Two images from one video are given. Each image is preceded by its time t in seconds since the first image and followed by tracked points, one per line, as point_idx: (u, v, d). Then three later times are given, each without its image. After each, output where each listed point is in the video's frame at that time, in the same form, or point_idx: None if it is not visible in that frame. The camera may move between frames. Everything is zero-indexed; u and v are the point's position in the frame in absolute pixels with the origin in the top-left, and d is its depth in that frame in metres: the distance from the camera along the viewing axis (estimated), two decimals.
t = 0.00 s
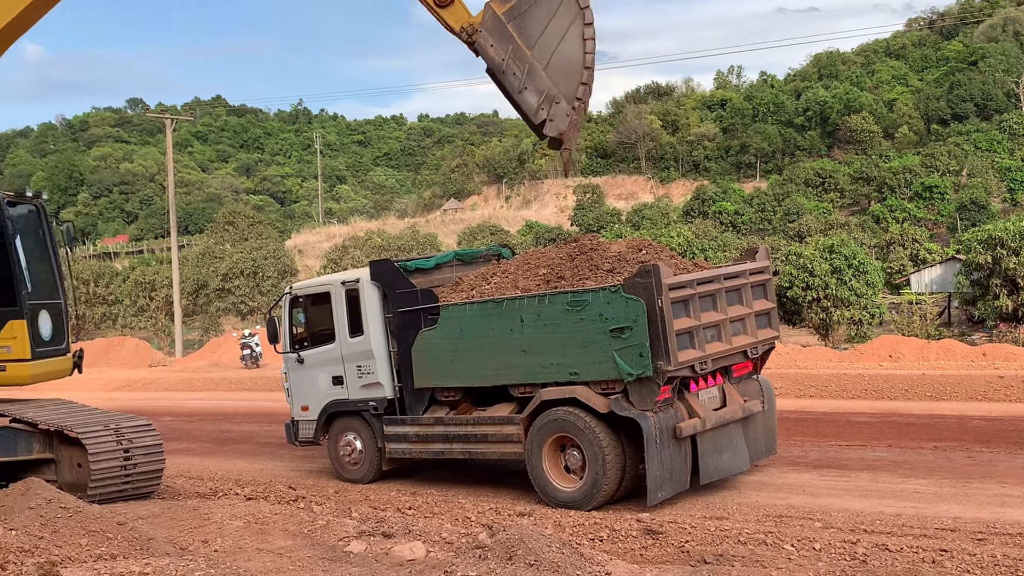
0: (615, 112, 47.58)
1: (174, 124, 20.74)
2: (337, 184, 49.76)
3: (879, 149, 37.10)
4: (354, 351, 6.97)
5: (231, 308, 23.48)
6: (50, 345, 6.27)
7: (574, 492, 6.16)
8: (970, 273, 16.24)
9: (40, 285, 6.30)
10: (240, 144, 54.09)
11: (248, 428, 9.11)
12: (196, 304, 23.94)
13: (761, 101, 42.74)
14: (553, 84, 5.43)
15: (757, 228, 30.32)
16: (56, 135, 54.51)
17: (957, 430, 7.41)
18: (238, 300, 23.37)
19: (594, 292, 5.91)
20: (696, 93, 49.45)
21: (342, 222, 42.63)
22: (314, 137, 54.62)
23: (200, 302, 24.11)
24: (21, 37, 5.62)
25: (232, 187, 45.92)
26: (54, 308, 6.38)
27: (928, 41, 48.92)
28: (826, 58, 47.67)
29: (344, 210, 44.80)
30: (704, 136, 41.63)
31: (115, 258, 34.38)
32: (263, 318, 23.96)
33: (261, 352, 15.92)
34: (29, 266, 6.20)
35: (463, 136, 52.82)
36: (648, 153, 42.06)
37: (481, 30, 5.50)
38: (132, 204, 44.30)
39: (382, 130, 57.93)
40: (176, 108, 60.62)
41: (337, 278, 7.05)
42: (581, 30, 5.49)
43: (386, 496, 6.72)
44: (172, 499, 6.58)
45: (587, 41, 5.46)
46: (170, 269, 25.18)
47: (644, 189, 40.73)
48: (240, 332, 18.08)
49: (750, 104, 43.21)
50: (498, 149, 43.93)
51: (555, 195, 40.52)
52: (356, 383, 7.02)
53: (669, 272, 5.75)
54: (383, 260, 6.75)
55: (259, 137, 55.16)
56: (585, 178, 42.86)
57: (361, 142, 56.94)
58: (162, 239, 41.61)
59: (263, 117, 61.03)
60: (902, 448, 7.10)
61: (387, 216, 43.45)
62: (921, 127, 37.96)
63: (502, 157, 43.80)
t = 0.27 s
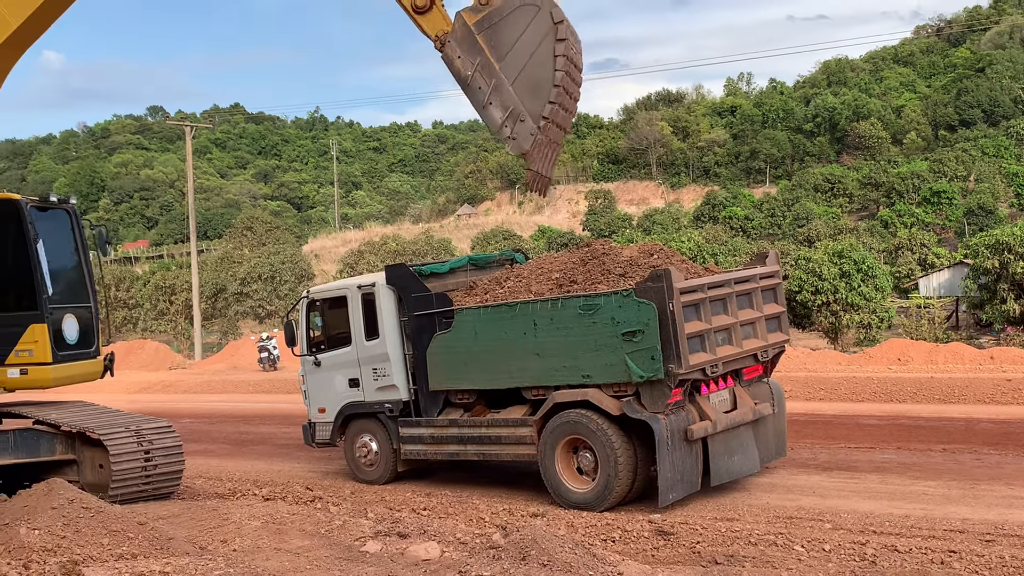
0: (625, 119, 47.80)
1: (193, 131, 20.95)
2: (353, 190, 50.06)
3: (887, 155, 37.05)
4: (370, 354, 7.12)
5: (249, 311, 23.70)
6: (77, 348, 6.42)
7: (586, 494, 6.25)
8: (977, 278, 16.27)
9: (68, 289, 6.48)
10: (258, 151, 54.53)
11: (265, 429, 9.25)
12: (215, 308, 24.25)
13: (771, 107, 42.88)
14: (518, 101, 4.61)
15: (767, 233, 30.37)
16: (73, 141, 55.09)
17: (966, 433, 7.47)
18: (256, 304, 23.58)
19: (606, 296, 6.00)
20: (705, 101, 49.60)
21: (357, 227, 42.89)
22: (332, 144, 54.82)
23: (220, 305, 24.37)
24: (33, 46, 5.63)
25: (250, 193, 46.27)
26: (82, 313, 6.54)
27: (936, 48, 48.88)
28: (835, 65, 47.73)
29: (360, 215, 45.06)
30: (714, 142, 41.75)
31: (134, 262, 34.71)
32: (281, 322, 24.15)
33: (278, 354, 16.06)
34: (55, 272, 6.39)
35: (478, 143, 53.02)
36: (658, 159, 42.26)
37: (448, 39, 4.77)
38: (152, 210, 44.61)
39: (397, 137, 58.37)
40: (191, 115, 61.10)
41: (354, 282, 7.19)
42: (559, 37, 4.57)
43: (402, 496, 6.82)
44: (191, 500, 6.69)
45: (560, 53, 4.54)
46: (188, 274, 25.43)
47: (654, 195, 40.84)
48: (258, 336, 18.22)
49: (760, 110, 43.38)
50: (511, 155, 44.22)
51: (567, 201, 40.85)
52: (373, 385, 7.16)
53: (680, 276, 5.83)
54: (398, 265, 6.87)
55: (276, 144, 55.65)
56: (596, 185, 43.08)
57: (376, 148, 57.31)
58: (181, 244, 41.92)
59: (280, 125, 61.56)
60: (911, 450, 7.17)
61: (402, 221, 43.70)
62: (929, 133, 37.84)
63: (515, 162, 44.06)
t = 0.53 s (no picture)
0: (633, 126, 48.01)
1: (213, 137, 21.27)
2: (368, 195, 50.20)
3: (890, 160, 37.11)
4: (385, 355, 7.30)
5: (266, 313, 24.04)
6: (101, 348, 6.61)
7: (595, 491, 6.40)
8: (979, 281, 16.33)
9: (92, 290, 6.67)
10: (276, 157, 55.04)
11: (280, 428, 9.43)
12: (233, 309, 24.55)
13: (776, 114, 43.00)
14: (462, 125, 4.82)
15: (772, 237, 30.48)
16: (88, 147, 55.57)
17: (968, 432, 7.59)
18: (274, 305, 23.86)
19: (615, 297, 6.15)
20: (712, 107, 49.79)
21: (373, 231, 43.12)
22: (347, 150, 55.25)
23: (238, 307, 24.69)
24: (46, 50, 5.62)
25: (267, 198, 46.67)
26: (108, 312, 6.71)
27: (939, 55, 48.90)
28: (839, 71, 47.81)
29: (375, 219, 45.30)
30: (720, 148, 41.90)
31: (154, 265, 35.03)
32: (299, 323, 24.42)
33: (295, 355, 16.28)
34: (78, 273, 6.58)
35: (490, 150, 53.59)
36: (666, 164, 42.35)
37: (400, 57, 4.98)
38: (174, 214, 44.84)
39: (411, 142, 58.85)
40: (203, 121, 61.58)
41: (369, 284, 7.38)
42: (505, 65, 4.73)
43: (415, 494, 6.99)
44: (211, 496, 6.87)
45: (505, 82, 4.71)
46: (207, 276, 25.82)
47: (662, 200, 40.89)
48: (276, 336, 18.43)
49: (765, 117, 43.52)
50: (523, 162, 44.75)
51: (578, 207, 41.35)
52: (387, 384, 7.35)
53: (687, 278, 5.98)
54: (412, 267, 7.05)
55: (294, 150, 56.11)
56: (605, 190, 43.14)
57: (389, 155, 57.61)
58: (199, 248, 42.15)
59: (298, 131, 62.01)
60: (914, 449, 7.31)
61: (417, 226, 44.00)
62: (931, 139, 37.90)
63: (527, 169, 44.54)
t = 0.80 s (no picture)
0: (636, 134, 48.56)
1: (238, 144, 21.94)
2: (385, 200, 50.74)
3: (878, 167, 37.49)
4: (401, 351, 7.74)
5: (290, 312, 24.84)
6: (133, 345, 7.01)
7: (600, 480, 6.79)
8: (962, 281, 16.71)
9: (126, 290, 7.09)
10: (299, 164, 56.13)
11: (300, 420, 9.88)
12: (260, 309, 25.44)
13: (770, 123, 43.54)
14: (385, 148, 4.81)
15: (766, 240, 30.90)
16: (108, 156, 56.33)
17: (951, 423, 7.98)
18: (297, 305, 24.71)
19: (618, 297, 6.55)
20: (711, 117, 50.47)
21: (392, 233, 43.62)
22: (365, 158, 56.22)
23: (264, 306, 25.54)
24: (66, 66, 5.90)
25: (292, 204, 47.48)
26: (141, 311, 7.10)
27: (922, 68, 49.12)
28: (829, 84, 48.58)
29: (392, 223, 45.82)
30: (717, 156, 42.46)
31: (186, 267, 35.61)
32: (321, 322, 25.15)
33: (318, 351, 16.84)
34: (109, 274, 6.99)
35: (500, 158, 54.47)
36: (666, 171, 42.76)
37: (332, 75, 5.00)
38: (204, 219, 45.31)
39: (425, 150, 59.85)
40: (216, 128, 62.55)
41: (386, 285, 7.82)
42: (429, 91, 4.73)
43: (430, 482, 7.41)
44: (239, 484, 7.30)
45: (426, 107, 4.71)
46: (236, 277, 26.78)
47: (663, 205, 41.19)
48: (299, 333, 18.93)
49: (760, 126, 44.08)
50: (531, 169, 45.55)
51: (582, 211, 41.83)
52: (403, 379, 7.79)
53: (686, 279, 6.37)
54: (427, 269, 7.47)
55: (316, 158, 57.22)
56: (609, 196, 43.51)
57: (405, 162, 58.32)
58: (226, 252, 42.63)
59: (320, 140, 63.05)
60: (901, 439, 7.69)
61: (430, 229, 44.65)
62: (917, 147, 38.35)
63: (534, 175, 45.25)
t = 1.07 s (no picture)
0: (640, 143, 49.21)
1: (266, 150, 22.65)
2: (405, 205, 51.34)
3: (870, 173, 37.72)
4: (419, 347, 8.23)
5: (315, 310, 25.61)
6: (165, 342, 7.45)
7: (606, 469, 7.20)
8: (949, 281, 17.12)
9: (155, 290, 7.49)
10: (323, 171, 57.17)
11: (320, 413, 10.35)
12: (286, 306, 26.18)
13: (767, 133, 43.91)
14: (292, 165, 4.40)
15: (764, 242, 31.19)
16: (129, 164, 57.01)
17: (939, 415, 8.37)
18: (322, 303, 25.50)
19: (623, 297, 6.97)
20: (712, 126, 51.00)
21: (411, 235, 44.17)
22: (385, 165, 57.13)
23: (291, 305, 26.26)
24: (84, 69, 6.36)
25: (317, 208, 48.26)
26: (169, 310, 7.50)
27: (911, 80, 49.32)
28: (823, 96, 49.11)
29: (411, 225, 46.32)
30: (717, 163, 42.91)
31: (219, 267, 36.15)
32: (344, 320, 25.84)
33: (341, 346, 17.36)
34: (139, 276, 7.39)
35: (513, 165, 55.24)
36: (669, 178, 43.10)
37: (252, 86, 4.63)
38: (234, 222, 45.56)
39: (442, 158, 60.80)
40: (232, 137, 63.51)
41: (404, 284, 8.31)
42: (333, 107, 4.27)
43: (446, 470, 7.86)
44: (268, 472, 7.77)
45: (327, 124, 4.25)
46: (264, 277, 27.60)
47: (665, 210, 41.41)
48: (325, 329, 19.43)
49: (758, 135, 44.52)
50: (541, 175, 46.12)
51: (590, 215, 42.26)
52: (420, 373, 8.28)
53: (687, 280, 6.78)
54: (443, 269, 7.94)
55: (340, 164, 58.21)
56: (615, 201, 43.85)
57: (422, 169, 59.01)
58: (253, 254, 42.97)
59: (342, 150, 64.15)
60: (891, 430, 8.09)
61: (447, 233, 45.17)
62: (906, 154, 38.62)
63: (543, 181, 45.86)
